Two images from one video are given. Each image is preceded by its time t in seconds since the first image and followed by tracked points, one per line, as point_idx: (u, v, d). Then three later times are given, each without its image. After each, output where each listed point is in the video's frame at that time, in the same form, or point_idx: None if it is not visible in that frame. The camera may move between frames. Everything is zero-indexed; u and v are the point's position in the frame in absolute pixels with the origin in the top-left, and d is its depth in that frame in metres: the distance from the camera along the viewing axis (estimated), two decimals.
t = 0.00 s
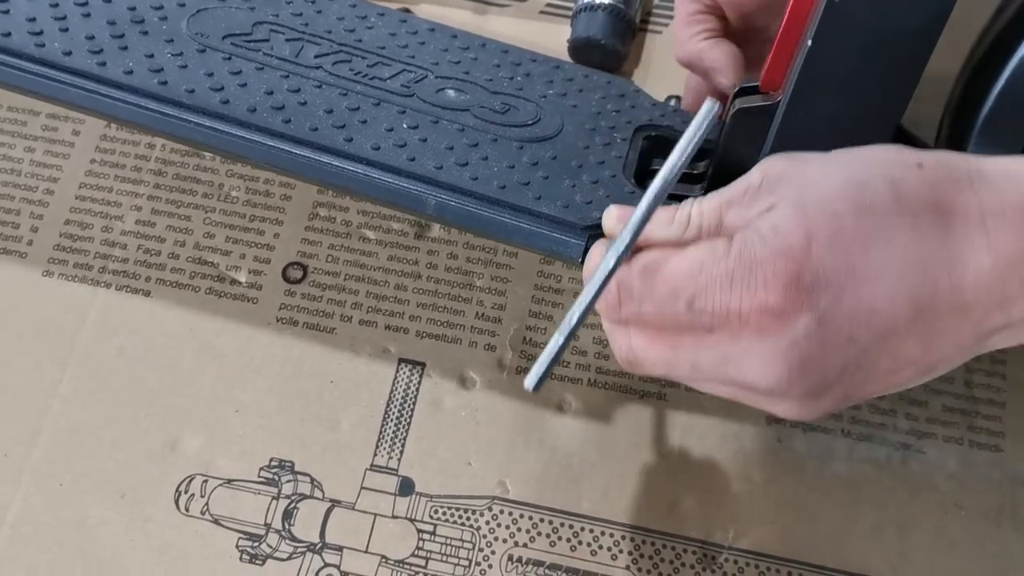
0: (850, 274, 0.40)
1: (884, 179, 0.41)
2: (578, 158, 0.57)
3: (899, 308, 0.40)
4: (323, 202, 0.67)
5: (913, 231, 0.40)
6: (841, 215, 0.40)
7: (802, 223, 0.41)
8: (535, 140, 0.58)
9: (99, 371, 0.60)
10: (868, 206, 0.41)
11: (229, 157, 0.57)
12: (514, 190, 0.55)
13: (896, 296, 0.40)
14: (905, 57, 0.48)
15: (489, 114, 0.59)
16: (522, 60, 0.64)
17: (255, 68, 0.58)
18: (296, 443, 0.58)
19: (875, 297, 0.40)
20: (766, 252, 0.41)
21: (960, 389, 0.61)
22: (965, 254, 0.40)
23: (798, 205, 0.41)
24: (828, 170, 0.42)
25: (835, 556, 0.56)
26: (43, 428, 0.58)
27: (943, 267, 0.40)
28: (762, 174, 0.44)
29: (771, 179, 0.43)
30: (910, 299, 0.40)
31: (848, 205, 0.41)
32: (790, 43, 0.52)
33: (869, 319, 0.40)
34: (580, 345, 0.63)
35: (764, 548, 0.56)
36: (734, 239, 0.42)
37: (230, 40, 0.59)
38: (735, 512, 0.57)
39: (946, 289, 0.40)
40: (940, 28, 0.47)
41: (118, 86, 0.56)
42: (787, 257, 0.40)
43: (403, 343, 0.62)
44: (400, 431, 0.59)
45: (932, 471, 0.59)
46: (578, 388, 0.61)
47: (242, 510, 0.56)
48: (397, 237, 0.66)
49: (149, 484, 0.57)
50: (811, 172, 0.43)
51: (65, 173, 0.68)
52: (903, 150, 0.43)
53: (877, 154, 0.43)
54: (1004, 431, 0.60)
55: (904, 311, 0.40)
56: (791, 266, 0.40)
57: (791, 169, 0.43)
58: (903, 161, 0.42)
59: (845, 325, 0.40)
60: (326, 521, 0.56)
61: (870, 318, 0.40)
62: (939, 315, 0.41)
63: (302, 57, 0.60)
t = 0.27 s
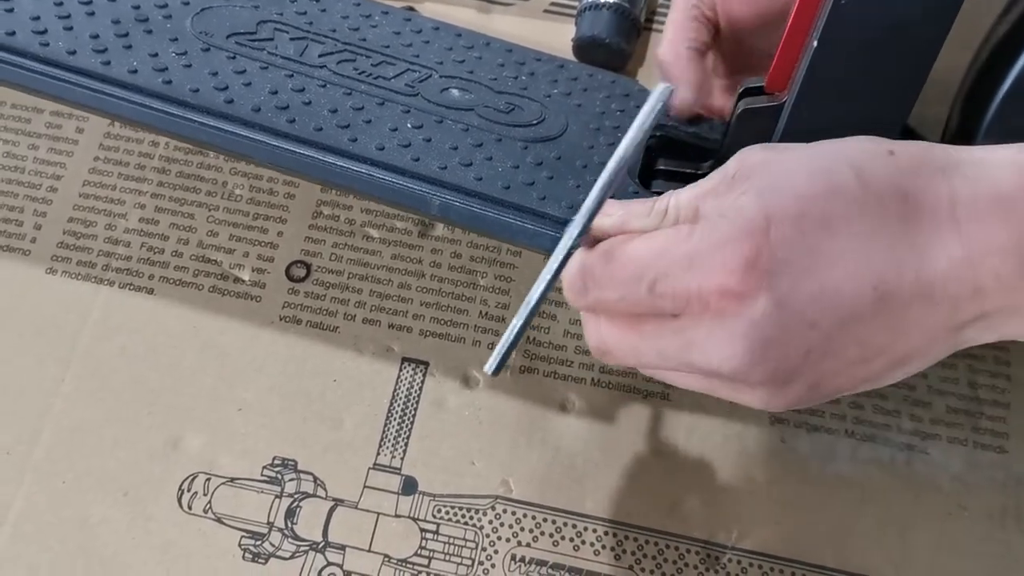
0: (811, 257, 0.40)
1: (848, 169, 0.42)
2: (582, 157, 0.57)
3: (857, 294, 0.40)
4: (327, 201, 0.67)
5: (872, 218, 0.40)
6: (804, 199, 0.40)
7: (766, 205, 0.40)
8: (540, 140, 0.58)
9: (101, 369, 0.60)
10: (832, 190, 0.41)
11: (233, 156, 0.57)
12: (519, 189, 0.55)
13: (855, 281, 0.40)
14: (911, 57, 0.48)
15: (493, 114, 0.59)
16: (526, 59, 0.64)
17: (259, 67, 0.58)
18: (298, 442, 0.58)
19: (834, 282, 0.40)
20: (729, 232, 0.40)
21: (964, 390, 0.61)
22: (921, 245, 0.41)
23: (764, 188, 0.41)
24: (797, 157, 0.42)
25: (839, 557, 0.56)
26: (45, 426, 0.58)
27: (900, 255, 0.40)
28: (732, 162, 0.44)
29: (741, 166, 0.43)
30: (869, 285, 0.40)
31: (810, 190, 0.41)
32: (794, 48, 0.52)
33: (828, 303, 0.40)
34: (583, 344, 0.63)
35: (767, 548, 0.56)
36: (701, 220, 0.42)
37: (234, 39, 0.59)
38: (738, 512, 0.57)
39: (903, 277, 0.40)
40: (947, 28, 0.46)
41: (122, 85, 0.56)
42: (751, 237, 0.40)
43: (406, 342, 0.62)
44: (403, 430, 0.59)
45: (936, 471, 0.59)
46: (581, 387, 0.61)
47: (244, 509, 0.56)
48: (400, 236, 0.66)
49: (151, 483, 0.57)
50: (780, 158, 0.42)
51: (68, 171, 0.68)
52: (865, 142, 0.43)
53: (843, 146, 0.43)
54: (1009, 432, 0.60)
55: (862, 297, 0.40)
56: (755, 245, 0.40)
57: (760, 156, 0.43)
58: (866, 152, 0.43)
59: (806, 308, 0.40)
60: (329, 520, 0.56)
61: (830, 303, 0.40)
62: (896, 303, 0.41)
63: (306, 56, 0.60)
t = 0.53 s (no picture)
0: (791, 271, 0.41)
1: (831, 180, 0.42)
2: (582, 160, 0.57)
3: (838, 306, 0.40)
4: (326, 202, 0.67)
5: (853, 229, 0.41)
6: (784, 213, 0.41)
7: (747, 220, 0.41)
8: (539, 141, 0.58)
9: (100, 370, 0.60)
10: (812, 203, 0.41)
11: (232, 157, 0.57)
12: (519, 192, 0.55)
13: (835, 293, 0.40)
14: (913, 59, 0.47)
15: (493, 116, 0.59)
16: (526, 61, 0.64)
17: (258, 69, 0.58)
18: (298, 443, 0.58)
19: (814, 295, 0.40)
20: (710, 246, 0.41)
21: (965, 392, 0.61)
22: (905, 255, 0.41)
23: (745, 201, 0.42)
24: (781, 170, 0.43)
25: (839, 560, 0.56)
26: (44, 427, 0.58)
27: (882, 265, 0.41)
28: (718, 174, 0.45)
29: (726, 179, 0.44)
30: (850, 296, 0.41)
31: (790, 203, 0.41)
32: (799, 38, 0.53)
33: (809, 314, 0.41)
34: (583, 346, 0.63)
35: (767, 551, 0.56)
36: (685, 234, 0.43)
37: (233, 41, 0.59)
38: (738, 515, 0.57)
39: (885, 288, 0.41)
40: (948, 31, 0.46)
41: (121, 87, 0.56)
42: (730, 252, 0.41)
43: (406, 344, 0.62)
44: (402, 432, 0.59)
45: (936, 474, 0.59)
46: (581, 389, 0.61)
47: (243, 511, 0.56)
48: (400, 237, 0.66)
49: (151, 484, 0.56)
50: (764, 170, 0.43)
51: (68, 172, 0.67)
52: (850, 152, 0.44)
53: (827, 157, 0.43)
54: (1009, 434, 0.60)
55: (843, 309, 0.41)
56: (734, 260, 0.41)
57: (744, 168, 0.44)
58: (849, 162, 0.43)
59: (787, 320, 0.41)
60: (328, 522, 0.56)
61: (812, 315, 0.41)
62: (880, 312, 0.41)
63: (306, 58, 0.59)
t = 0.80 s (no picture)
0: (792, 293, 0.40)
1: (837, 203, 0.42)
2: (583, 163, 0.57)
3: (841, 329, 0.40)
4: (328, 202, 0.67)
5: (857, 252, 0.41)
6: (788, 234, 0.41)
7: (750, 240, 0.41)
8: (540, 146, 0.58)
9: (102, 370, 0.60)
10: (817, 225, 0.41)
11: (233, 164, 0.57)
12: (520, 199, 0.55)
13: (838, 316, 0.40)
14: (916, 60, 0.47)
15: (495, 120, 0.58)
16: (528, 62, 0.64)
17: (259, 74, 0.58)
18: (299, 444, 0.58)
19: (816, 316, 0.40)
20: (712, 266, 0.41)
21: (968, 394, 0.61)
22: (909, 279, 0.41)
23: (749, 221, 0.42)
24: (788, 191, 0.43)
25: (842, 562, 0.56)
26: (46, 427, 0.58)
27: (883, 288, 0.40)
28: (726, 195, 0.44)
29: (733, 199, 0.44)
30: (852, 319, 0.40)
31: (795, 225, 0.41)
32: (805, 35, 0.51)
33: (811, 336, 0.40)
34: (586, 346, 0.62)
35: (769, 553, 0.56)
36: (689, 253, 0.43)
37: (234, 45, 0.59)
38: (741, 516, 0.57)
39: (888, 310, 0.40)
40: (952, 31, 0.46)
41: (122, 94, 0.56)
42: (732, 272, 0.41)
43: (408, 345, 0.62)
44: (404, 433, 0.59)
45: (939, 475, 0.58)
46: (583, 391, 0.61)
47: (245, 511, 0.56)
48: (402, 238, 0.66)
49: (152, 485, 0.56)
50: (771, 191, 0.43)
51: (69, 173, 0.67)
52: (859, 174, 0.43)
53: (835, 179, 0.43)
54: (1013, 436, 0.60)
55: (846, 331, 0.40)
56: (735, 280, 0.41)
57: (752, 189, 0.44)
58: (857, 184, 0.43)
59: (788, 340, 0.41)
60: (329, 523, 0.56)
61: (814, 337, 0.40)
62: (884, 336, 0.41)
63: (307, 62, 0.59)
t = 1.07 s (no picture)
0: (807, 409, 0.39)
1: (845, 305, 0.40)
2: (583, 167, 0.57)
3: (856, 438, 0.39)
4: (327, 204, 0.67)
5: (871, 362, 0.39)
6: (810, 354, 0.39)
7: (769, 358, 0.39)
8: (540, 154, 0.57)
9: (100, 371, 0.60)
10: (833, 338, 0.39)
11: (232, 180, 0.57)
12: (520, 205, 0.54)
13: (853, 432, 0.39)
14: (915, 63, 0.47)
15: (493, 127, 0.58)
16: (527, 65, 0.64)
17: (257, 87, 0.58)
18: (298, 446, 0.58)
19: (836, 428, 0.39)
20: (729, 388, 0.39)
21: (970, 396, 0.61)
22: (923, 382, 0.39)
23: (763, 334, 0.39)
24: (792, 292, 0.40)
25: (843, 564, 0.56)
26: (45, 429, 0.58)
27: (903, 399, 0.39)
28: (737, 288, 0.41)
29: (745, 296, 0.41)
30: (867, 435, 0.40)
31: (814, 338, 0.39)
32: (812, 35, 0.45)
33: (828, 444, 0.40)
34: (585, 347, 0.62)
35: (769, 555, 0.56)
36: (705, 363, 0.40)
37: (232, 56, 0.59)
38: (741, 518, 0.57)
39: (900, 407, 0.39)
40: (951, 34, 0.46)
41: (120, 112, 0.56)
42: (751, 395, 0.39)
43: (407, 346, 0.62)
44: (403, 436, 0.59)
45: (939, 478, 0.58)
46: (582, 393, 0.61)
47: (244, 514, 0.56)
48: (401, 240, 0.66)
49: (151, 486, 0.56)
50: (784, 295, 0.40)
51: (68, 174, 0.67)
52: (862, 268, 0.41)
53: (838, 270, 0.41)
54: (1013, 438, 0.59)
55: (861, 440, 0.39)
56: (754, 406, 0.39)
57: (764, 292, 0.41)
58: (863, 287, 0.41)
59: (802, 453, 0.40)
60: (329, 525, 0.56)
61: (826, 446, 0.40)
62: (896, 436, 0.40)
63: (304, 73, 0.59)
